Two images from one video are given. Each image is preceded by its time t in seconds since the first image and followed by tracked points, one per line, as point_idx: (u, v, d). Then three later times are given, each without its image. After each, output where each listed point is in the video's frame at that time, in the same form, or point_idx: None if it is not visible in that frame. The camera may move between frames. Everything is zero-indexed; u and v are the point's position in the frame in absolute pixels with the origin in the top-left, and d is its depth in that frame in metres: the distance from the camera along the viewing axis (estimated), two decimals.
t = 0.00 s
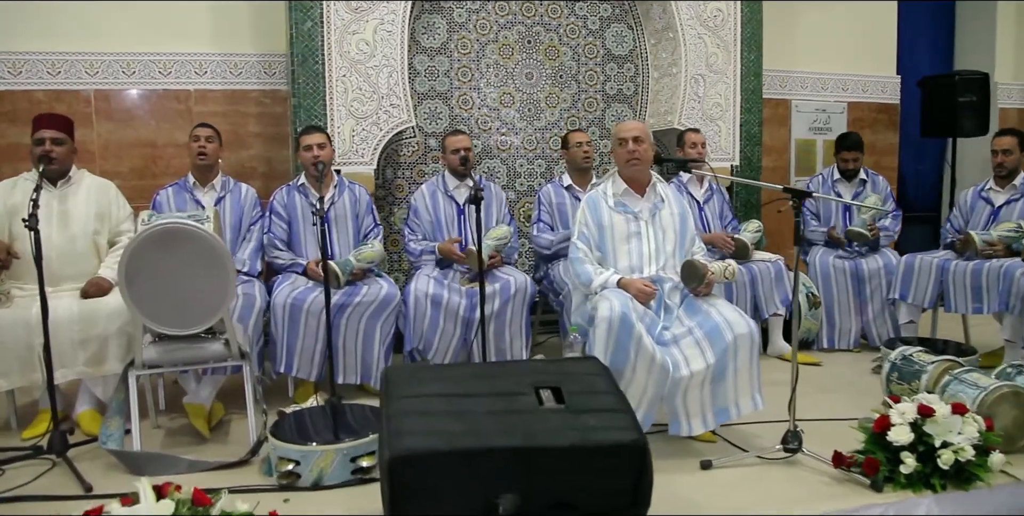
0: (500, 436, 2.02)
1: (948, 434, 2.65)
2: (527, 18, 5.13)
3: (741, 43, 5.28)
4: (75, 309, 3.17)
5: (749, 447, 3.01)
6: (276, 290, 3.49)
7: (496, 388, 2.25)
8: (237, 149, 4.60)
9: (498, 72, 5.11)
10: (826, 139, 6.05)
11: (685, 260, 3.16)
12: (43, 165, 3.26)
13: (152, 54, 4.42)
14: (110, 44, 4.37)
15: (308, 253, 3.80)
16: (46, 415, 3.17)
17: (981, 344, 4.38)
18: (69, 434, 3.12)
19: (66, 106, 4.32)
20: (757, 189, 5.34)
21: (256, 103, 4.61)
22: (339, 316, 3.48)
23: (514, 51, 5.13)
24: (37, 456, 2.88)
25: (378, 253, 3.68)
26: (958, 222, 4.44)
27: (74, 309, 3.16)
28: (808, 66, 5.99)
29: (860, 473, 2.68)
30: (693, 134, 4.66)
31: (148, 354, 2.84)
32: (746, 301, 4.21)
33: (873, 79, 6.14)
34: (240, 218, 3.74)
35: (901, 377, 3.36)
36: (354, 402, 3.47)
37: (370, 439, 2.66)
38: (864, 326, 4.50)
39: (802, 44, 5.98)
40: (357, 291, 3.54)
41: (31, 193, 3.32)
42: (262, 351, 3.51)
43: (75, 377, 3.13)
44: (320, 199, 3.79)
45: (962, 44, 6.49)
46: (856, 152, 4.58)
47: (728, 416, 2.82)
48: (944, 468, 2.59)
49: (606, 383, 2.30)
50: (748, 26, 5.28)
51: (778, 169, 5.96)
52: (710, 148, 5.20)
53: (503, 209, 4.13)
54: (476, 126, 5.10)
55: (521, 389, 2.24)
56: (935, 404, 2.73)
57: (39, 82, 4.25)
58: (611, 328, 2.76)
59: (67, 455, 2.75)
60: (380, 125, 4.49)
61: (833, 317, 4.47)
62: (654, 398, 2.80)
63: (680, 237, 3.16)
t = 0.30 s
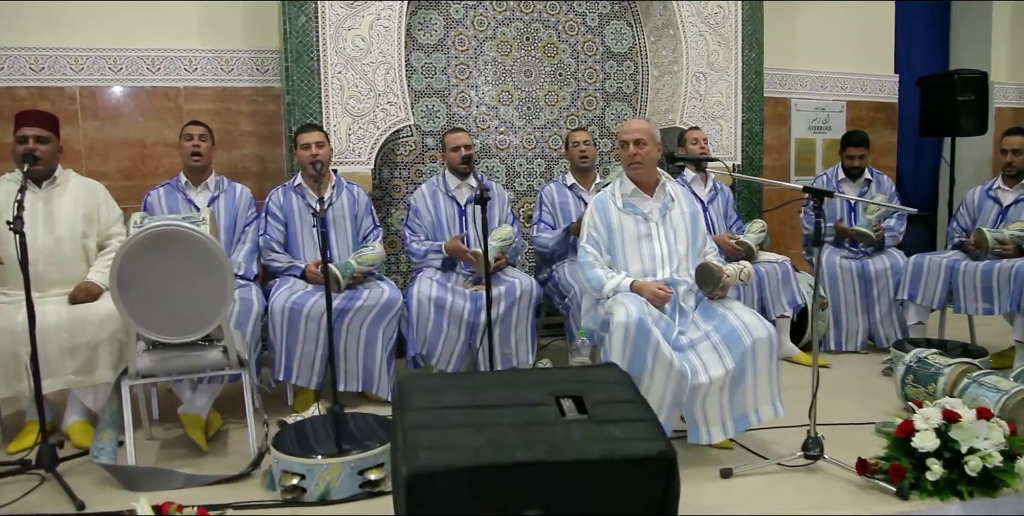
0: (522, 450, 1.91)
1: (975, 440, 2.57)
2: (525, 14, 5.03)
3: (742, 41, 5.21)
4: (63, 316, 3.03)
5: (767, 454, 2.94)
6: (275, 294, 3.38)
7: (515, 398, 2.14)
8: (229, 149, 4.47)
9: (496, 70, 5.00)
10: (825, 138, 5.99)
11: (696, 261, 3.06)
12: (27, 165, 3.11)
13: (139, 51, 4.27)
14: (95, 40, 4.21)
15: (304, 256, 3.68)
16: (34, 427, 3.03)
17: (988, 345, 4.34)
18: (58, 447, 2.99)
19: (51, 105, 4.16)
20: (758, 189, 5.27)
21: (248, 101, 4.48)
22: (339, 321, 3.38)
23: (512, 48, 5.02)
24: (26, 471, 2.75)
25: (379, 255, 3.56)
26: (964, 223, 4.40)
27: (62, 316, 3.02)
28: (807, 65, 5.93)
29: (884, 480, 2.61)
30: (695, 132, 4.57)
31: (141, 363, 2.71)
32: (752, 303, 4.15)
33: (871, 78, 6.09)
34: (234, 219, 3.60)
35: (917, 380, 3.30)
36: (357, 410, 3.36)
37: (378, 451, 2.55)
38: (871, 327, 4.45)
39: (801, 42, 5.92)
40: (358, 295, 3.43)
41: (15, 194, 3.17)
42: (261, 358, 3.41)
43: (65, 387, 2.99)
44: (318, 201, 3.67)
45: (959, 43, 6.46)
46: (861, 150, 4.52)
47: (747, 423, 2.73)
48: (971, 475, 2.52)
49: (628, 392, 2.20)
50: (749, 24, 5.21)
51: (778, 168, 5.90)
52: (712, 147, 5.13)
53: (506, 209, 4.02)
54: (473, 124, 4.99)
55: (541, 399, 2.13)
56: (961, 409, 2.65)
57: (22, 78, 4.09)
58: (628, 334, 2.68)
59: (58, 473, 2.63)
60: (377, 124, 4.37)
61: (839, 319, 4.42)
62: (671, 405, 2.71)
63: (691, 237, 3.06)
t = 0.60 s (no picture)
0: (547, 464, 1.82)
1: (1000, 445, 2.50)
2: (522, 11, 4.93)
3: (741, 39, 5.14)
4: (49, 324, 2.89)
5: (783, 461, 2.86)
6: (272, 299, 3.26)
7: (536, 409, 2.04)
8: (218, 148, 4.33)
9: (492, 68, 4.90)
10: (821, 137, 5.95)
11: (708, 262, 2.97)
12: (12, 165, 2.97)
13: (125, 47, 4.12)
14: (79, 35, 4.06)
15: (300, 259, 3.55)
16: (19, 441, 2.91)
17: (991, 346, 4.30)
18: (45, 461, 2.85)
19: (33, 102, 4.00)
20: (757, 189, 5.21)
21: (239, 99, 4.34)
22: (339, 327, 3.26)
23: (509, 46, 4.92)
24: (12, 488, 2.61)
25: (379, 259, 3.45)
26: (968, 223, 4.36)
27: (48, 324, 2.88)
28: (803, 64, 5.88)
29: (907, 488, 2.53)
30: (694, 129, 4.46)
31: (134, 373, 2.58)
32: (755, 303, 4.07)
33: (867, 77, 6.06)
34: (227, 222, 3.48)
35: (929, 382, 3.24)
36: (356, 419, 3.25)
37: (385, 464, 2.44)
38: (875, 329, 4.38)
39: (797, 41, 5.87)
40: (357, 299, 3.32)
41: None
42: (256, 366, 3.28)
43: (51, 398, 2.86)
44: (314, 204, 3.55)
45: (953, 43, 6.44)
46: (864, 149, 4.46)
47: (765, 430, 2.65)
48: (997, 482, 2.45)
49: (652, 401, 2.11)
50: (748, 22, 5.14)
51: (776, 167, 5.84)
52: (711, 146, 5.06)
53: (507, 210, 3.92)
54: (469, 123, 4.88)
55: (563, 409, 2.04)
56: (984, 414, 2.58)
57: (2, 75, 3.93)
58: (644, 339, 2.59)
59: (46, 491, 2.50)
60: (372, 123, 4.25)
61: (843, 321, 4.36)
62: (687, 411, 2.62)
63: (702, 237, 2.97)
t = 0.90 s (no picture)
0: (574, 480, 1.74)
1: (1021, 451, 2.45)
2: (517, 8, 4.83)
3: (738, 37, 5.09)
4: (32, 332, 2.76)
5: (796, 468, 2.79)
6: (266, 304, 3.15)
7: (557, 421, 1.95)
8: (204, 148, 4.19)
9: (486, 66, 4.80)
10: (815, 136, 5.91)
11: (719, 266, 2.89)
12: None
13: (108, 43, 3.97)
14: (59, 30, 3.90)
15: (293, 263, 3.44)
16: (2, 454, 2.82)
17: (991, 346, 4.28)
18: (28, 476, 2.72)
19: (11, 100, 3.85)
20: (753, 189, 5.16)
21: (226, 97, 4.21)
22: (337, 332, 3.15)
23: (503, 43, 4.82)
24: None
25: (375, 261, 3.34)
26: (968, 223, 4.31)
27: (31, 332, 2.75)
28: (798, 62, 5.84)
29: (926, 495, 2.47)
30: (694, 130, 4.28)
31: (126, 384, 2.45)
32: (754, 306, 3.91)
33: (861, 76, 6.03)
34: (218, 224, 3.34)
35: (939, 385, 3.19)
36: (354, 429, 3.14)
37: (390, 478, 2.34)
38: (876, 331, 4.34)
39: (792, 39, 5.83)
40: (355, 304, 3.21)
41: None
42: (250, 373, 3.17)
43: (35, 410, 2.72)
44: (308, 207, 3.44)
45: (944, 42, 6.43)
46: (865, 147, 4.42)
47: (781, 437, 2.58)
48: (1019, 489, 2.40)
49: (676, 411, 2.03)
50: (745, 20, 5.09)
51: (770, 167, 5.80)
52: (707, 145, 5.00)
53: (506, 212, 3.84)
54: (463, 122, 4.77)
55: (586, 420, 1.95)
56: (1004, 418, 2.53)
57: None
58: (659, 345, 2.50)
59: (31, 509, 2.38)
60: (365, 122, 4.14)
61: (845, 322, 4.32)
62: (702, 418, 2.54)
63: (713, 240, 2.89)
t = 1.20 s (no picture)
0: (595, 498, 1.65)
1: None
2: (511, 4, 4.74)
3: (733, 35, 5.03)
4: (13, 340, 2.63)
5: (807, 474, 2.73)
6: (258, 309, 3.03)
7: (574, 430, 1.85)
8: (190, 146, 4.06)
9: (479, 63, 4.70)
10: (809, 135, 5.87)
11: (727, 269, 2.83)
12: None
13: (89, 38, 3.83)
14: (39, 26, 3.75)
15: (284, 266, 3.32)
16: None
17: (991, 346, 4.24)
18: (8, 491, 2.59)
19: None
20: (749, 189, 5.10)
21: (213, 94, 4.08)
22: (333, 338, 3.05)
23: (496, 40, 4.73)
24: None
25: (372, 265, 3.25)
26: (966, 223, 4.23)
27: (13, 339, 2.62)
28: (792, 60, 5.79)
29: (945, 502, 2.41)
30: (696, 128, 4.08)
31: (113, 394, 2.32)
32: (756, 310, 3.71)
33: (854, 74, 5.99)
34: (208, 226, 3.24)
35: (947, 388, 3.14)
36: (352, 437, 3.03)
37: (396, 490, 2.24)
38: (877, 331, 4.31)
39: (785, 37, 5.78)
40: (351, 308, 3.11)
41: None
42: (241, 381, 3.04)
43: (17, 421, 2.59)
44: (301, 208, 3.33)
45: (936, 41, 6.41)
46: (865, 147, 4.37)
47: (794, 443, 2.52)
48: None
49: (695, 420, 1.94)
50: (741, 18, 5.03)
51: (764, 166, 5.74)
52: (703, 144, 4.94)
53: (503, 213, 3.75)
54: (456, 120, 4.67)
55: (602, 430, 1.86)
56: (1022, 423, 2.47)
57: None
58: (671, 349, 2.43)
59: None
60: (357, 121, 4.03)
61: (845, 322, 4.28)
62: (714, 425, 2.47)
63: (721, 242, 2.83)
